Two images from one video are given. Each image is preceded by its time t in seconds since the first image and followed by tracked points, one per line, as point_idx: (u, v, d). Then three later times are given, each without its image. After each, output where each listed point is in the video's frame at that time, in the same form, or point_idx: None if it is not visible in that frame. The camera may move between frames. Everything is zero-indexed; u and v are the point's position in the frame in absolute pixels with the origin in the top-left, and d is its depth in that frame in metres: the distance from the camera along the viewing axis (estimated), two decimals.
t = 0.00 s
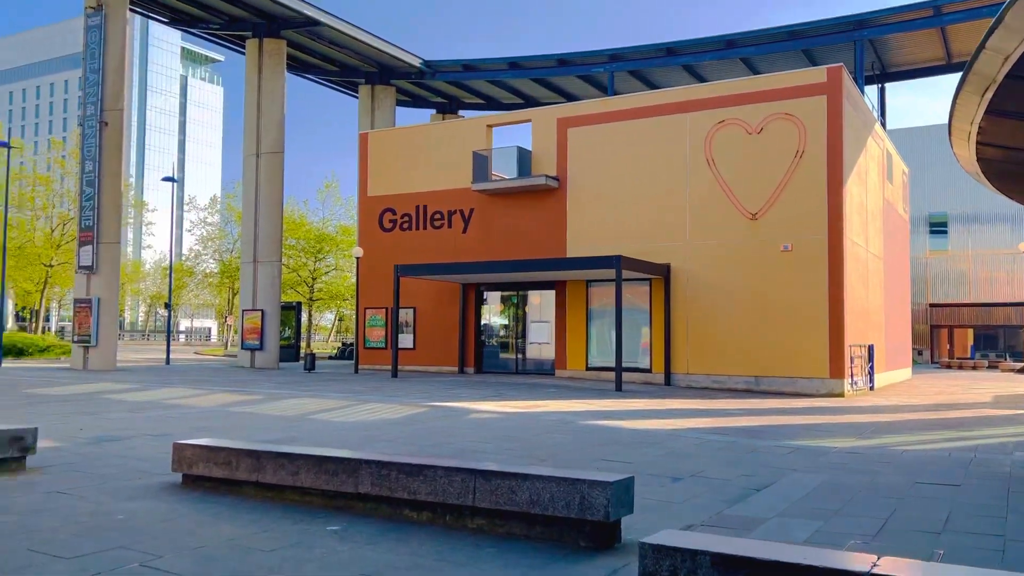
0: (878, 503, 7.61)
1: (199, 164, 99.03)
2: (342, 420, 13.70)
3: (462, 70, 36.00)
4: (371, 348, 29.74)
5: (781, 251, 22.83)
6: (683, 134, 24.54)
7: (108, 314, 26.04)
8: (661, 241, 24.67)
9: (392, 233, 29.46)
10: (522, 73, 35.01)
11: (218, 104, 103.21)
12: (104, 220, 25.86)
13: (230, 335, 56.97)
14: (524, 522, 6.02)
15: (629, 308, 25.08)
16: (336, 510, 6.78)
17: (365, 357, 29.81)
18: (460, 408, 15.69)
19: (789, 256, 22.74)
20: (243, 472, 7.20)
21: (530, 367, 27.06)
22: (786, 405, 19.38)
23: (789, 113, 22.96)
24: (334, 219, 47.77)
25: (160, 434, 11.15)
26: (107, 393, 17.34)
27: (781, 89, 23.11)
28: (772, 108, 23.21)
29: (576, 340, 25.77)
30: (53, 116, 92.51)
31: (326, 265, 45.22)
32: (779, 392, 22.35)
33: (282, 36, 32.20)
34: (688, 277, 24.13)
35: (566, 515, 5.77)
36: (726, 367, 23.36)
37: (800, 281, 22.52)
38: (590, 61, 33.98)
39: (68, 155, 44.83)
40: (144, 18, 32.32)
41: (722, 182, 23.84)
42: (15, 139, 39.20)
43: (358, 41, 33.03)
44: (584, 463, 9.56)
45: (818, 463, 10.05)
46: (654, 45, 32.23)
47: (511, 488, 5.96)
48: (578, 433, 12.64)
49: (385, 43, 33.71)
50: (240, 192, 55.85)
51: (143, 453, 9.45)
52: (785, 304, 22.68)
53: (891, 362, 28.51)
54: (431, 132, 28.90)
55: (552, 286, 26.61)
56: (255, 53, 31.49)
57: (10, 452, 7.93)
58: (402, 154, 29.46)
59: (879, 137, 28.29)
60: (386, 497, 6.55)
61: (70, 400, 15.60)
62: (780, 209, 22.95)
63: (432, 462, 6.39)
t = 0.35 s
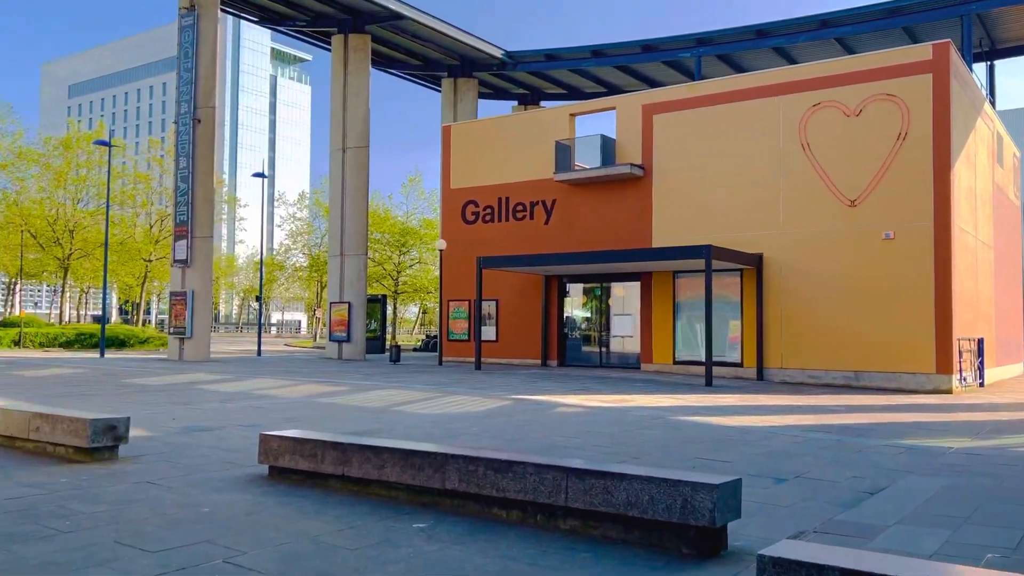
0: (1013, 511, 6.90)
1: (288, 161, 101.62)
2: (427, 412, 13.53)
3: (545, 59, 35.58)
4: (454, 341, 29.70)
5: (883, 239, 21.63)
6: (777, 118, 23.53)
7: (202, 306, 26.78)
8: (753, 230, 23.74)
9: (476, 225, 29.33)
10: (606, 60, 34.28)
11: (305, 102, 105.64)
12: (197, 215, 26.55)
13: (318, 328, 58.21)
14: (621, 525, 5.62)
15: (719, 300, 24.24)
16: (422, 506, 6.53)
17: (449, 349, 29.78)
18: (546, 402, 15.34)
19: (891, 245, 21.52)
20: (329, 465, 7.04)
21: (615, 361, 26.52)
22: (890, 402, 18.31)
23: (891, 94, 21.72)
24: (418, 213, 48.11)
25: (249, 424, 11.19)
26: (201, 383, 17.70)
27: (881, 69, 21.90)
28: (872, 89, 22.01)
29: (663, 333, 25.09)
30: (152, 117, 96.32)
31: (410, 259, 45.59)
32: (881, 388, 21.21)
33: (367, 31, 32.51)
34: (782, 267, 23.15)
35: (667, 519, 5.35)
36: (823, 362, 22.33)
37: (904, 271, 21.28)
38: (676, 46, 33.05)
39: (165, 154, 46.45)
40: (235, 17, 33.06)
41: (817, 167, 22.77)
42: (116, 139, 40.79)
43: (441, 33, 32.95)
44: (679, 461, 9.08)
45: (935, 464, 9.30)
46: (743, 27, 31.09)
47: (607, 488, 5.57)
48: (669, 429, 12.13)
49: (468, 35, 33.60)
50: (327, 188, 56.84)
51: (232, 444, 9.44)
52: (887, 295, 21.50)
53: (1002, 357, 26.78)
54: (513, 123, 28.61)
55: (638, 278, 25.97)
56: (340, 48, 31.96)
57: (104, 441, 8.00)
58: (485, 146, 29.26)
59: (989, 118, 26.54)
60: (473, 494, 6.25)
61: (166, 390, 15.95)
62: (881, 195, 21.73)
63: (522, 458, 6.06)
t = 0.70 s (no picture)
0: None
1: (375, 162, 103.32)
2: (514, 412, 13.24)
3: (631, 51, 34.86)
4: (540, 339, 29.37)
5: (998, 231, 20.20)
6: (880, 105, 22.29)
7: (293, 304, 27.29)
8: (855, 223, 22.58)
9: (561, 221, 28.92)
10: (695, 51, 33.27)
11: (391, 103, 107.21)
12: (289, 215, 27.03)
13: (405, 326, 58.89)
14: (733, 543, 5.17)
15: (817, 297, 23.17)
16: (516, 514, 6.19)
17: (534, 347, 29.48)
18: (637, 402, 14.84)
19: (1008, 237, 20.08)
20: (418, 468, 6.80)
21: (705, 360, 25.71)
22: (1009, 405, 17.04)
23: (1007, 75, 20.26)
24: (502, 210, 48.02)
25: (339, 423, 11.13)
26: (293, 380, 17.92)
27: (997, 49, 20.45)
28: (986, 71, 20.59)
29: (757, 331, 24.18)
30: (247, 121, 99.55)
31: (494, 257, 45.56)
32: (997, 391, 19.82)
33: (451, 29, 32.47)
34: (887, 261, 21.94)
35: (786, 537, 4.88)
36: (931, 362, 21.06)
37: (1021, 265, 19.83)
38: (768, 33, 31.78)
39: (258, 156, 47.76)
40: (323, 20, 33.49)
41: (925, 156, 21.46)
42: (211, 142, 42.12)
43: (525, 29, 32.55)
44: (785, 468, 8.48)
45: None
46: (841, 10, 29.61)
47: (717, 501, 5.13)
48: (769, 433, 11.48)
49: (553, 30, 33.20)
50: (413, 187, 57.37)
51: (322, 444, 9.36)
52: (1004, 291, 20.07)
53: None
54: (599, 118, 28.05)
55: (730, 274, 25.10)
56: (426, 47, 32.12)
57: (197, 439, 7.99)
58: (570, 142, 28.81)
59: None
60: (570, 502, 5.89)
61: (259, 387, 16.19)
62: (996, 184, 20.31)
63: (622, 467, 5.66)
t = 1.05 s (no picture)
0: None
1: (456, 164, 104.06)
2: (603, 416, 12.79)
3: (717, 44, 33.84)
4: (623, 340, 28.72)
5: None
6: (991, 91, 20.89)
7: (378, 306, 27.46)
8: (963, 217, 21.22)
9: (645, 220, 28.24)
10: (784, 41, 31.99)
11: (471, 106, 107.82)
12: (373, 217, 27.20)
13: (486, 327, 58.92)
14: (861, 568, 4.66)
15: (921, 296, 21.90)
16: (616, 528, 5.79)
17: (618, 349, 28.88)
18: (731, 407, 14.18)
19: None
20: (511, 476, 6.47)
21: (798, 363, 24.65)
22: None
23: None
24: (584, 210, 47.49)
25: (425, 426, 10.91)
26: (377, 381, 17.91)
27: None
28: None
29: (855, 332, 23.01)
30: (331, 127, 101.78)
31: (575, 257, 45.10)
32: None
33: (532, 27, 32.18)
34: (999, 258, 20.53)
35: (926, 564, 4.34)
36: None
37: None
38: (865, 21, 30.22)
39: (342, 160, 48.56)
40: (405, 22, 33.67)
41: None
42: (298, 147, 42.98)
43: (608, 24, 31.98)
44: (905, 482, 7.80)
45: None
46: None
47: (844, 522, 4.62)
48: (879, 442, 10.71)
49: (636, 25, 32.47)
50: (494, 189, 57.34)
51: (409, 447, 9.12)
52: None
53: None
54: (684, 113, 27.27)
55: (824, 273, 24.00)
56: (507, 46, 31.96)
57: (285, 442, 7.87)
58: (654, 138, 28.12)
59: None
60: (676, 519, 5.46)
61: (345, 387, 16.20)
62: None
63: (734, 481, 5.20)
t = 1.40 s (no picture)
0: None
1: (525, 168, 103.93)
2: (685, 423, 12.25)
3: (796, 38, 32.68)
4: (700, 344, 27.96)
5: None
6: None
7: (449, 309, 27.31)
8: None
9: (722, 220, 27.44)
10: (868, 33, 30.62)
11: (540, 110, 107.59)
12: (444, 220, 27.11)
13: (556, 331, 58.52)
14: None
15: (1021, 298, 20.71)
16: (715, 547, 5.33)
17: (694, 353, 28.08)
18: (820, 415, 13.44)
19: None
20: (596, 489, 6.07)
21: (886, 368, 23.45)
22: None
23: None
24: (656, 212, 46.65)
25: (501, 432, 10.58)
26: (450, 384, 17.72)
27: None
28: None
29: (949, 336, 21.78)
30: (402, 133, 103.03)
31: (647, 259, 44.34)
32: None
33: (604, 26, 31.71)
34: None
35: None
36: None
37: None
38: (955, 9, 28.67)
39: (413, 165, 48.90)
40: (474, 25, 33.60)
41: None
42: (370, 153, 43.39)
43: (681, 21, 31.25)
44: None
45: None
46: None
47: (982, 548, 4.08)
48: (989, 453, 9.90)
49: (711, 21, 31.61)
50: (563, 191, 56.85)
51: (486, 454, 8.80)
52: None
53: None
54: (762, 109, 26.39)
55: (914, 273, 22.86)
56: (578, 46, 31.60)
57: (360, 448, 7.64)
58: (731, 135, 27.30)
59: None
60: (782, 540, 4.99)
61: (418, 391, 16.04)
62: None
63: (848, 499, 4.71)
